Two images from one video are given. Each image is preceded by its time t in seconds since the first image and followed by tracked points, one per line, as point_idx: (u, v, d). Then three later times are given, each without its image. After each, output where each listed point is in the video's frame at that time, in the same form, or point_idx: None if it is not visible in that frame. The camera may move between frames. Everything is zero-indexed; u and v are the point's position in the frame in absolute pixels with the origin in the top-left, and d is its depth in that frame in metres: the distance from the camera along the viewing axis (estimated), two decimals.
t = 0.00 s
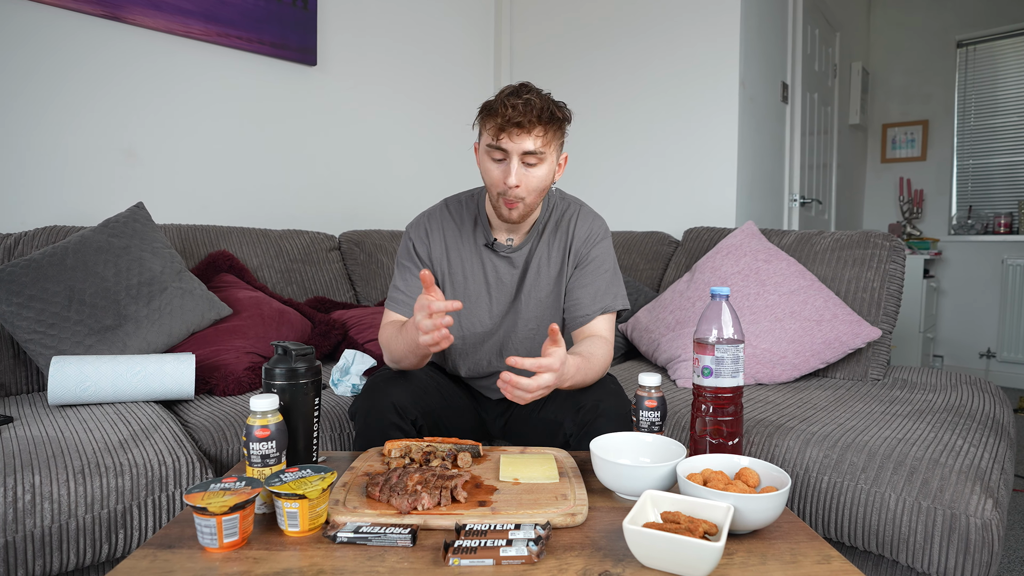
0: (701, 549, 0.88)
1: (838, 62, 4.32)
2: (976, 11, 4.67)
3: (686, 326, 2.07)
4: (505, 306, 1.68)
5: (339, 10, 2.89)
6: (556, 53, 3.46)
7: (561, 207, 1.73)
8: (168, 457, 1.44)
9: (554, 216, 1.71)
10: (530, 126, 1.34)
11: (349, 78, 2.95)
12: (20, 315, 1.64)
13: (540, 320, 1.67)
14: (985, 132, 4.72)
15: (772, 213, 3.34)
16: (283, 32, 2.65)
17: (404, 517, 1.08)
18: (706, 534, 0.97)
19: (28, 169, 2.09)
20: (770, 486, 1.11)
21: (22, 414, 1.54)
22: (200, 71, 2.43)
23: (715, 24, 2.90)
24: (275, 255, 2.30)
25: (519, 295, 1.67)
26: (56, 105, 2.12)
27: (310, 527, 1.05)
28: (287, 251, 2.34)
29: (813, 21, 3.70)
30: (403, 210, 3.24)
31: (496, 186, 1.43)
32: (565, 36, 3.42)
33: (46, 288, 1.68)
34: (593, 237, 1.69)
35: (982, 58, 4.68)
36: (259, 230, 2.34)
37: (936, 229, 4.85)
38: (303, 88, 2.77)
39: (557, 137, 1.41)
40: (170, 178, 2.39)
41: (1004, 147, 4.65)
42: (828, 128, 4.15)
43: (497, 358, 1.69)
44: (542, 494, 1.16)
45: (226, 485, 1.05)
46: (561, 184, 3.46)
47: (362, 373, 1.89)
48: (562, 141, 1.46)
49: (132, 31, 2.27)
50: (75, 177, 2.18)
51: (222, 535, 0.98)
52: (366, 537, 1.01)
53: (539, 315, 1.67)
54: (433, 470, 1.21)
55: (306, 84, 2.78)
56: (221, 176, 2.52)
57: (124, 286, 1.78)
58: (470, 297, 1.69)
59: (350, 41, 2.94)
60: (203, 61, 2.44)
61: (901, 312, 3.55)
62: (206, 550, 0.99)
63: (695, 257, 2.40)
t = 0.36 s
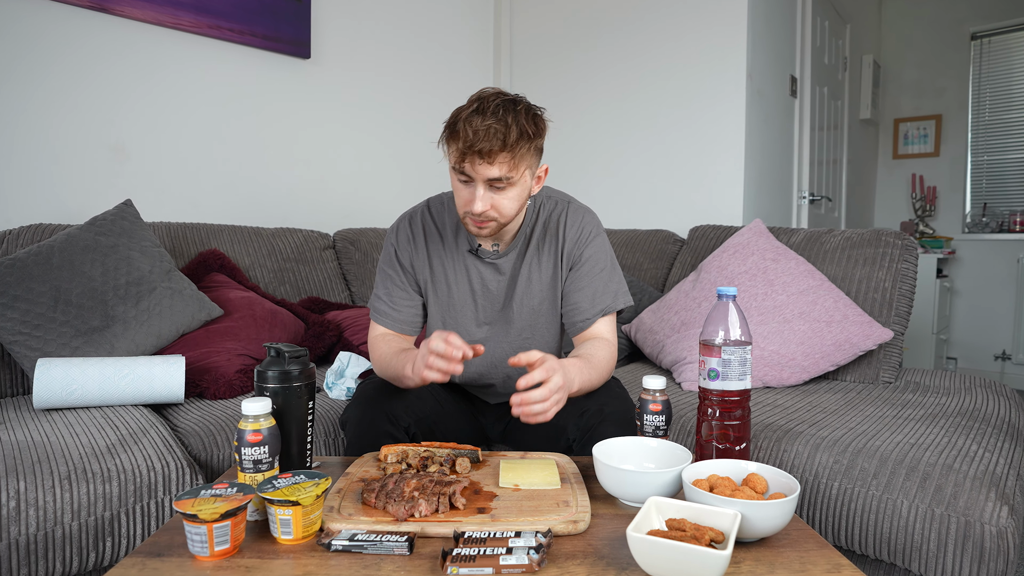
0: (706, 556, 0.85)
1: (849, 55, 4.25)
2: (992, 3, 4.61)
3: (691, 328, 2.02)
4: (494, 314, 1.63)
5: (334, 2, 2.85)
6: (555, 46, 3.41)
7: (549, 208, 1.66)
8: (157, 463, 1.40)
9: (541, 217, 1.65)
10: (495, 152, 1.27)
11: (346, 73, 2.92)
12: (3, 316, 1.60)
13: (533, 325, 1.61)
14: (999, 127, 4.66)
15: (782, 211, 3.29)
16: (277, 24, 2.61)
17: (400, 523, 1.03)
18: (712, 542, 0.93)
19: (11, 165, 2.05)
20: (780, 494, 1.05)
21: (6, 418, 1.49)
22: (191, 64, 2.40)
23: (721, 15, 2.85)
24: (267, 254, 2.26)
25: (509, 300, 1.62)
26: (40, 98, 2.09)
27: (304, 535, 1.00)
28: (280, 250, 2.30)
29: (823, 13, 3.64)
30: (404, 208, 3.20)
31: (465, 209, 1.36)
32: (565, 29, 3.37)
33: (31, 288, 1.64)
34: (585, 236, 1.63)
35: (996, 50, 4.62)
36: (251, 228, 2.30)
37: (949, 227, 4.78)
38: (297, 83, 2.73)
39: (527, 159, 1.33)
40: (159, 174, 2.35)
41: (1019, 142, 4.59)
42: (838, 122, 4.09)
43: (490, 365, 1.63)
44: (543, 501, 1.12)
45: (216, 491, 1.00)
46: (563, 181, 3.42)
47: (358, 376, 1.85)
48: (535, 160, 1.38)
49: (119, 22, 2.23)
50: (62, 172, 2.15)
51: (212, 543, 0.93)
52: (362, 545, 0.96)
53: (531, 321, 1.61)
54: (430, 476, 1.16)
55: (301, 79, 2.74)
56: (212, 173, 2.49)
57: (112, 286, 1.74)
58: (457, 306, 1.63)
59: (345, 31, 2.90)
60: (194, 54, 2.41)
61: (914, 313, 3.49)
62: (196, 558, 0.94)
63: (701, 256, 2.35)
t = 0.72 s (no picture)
0: None
1: (903, 35, 4.06)
2: None
3: (733, 332, 1.89)
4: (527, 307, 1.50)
5: None
6: (583, 32, 3.27)
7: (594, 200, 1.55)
8: (153, 478, 1.28)
9: (585, 208, 1.53)
10: (565, 83, 1.31)
11: (361, 60, 2.81)
12: None
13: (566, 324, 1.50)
14: None
15: (829, 206, 3.12)
16: (283, 2, 2.50)
17: (417, 544, 0.88)
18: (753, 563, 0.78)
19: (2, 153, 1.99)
20: (830, 510, 0.88)
21: None
22: (192, 48, 2.31)
23: None
24: (273, 251, 2.15)
25: (542, 292, 1.50)
26: (33, 84, 2.03)
27: (312, 556, 0.85)
28: (285, 247, 2.19)
29: None
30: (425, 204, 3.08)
31: (523, 149, 1.35)
32: (593, 14, 3.24)
33: (16, 288, 1.56)
34: (628, 239, 1.52)
35: None
36: (255, 223, 2.19)
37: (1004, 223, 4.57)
38: (307, 70, 2.63)
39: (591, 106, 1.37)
40: (155, 163, 2.26)
41: None
42: (892, 109, 3.88)
43: (515, 361, 1.52)
44: (573, 519, 0.94)
45: (217, 507, 0.86)
46: (594, 173, 3.28)
47: (370, 384, 1.73)
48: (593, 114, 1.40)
49: None
50: (57, 163, 2.08)
51: (212, 566, 0.79)
52: (375, 567, 0.82)
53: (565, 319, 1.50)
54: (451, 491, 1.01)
55: (312, 66, 2.64)
56: (216, 163, 2.40)
57: (105, 286, 1.64)
58: (488, 291, 1.52)
59: (359, 14, 2.79)
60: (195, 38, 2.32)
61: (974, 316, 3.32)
62: None
63: (743, 253, 2.20)
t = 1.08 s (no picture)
0: None
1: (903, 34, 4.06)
2: None
3: (733, 333, 1.88)
4: (533, 316, 1.49)
5: None
6: (584, 31, 3.27)
7: (591, 210, 1.55)
8: (152, 478, 1.28)
9: (584, 219, 1.53)
10: (575, 126, 1.22)
11: (360, 59, 2.80)
12: None
13: (571, 332, 1.50)
14: None
15: (830, 205, 3.12)
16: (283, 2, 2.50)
17: (417, 544, 0.87)
18: (755, 565, 0.78)
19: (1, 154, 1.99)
20: (830, 510, 0.88)
21: None
22: (191, 48, 2.30)
23: None
24: (273, 251, 2.15)
25: (545, 301, 1.49)
26: (31, 82, 2.02)
27: (312, 556, 0.85)
28: (285, 247, 2.18)
29: None
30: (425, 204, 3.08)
31: (532, 188, 1.30)
32: (593, 13, 3.24)
33: (15, 288, 1.56)
34: (627, 242, 1.53)
35: None
36: (254, 223, 2.19)
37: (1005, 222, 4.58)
38: (307, 69, 2.63)
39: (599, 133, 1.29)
40: (155, 163, 2.26)
41: None
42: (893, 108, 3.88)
43: (520, 375, 1.50)
44: (574, 519, 0.94)
45: (216, 507, 0.85)
46: (594, 173, 3.27)
47: (370, 384, 1.73)
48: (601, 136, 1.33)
49: None
50: (56, 162, 2.08)
51: (211, 566, 0.79)
52: (374, 568, 0.82)
53: (570, 327, 1.50)
54: (450, 492, 1.00)
55: (311, 65, 2.64)
56: (215, 162, 2.39)
57: (104, 286, 1.64)
58: (492, 304, 1.50)
59: (357, 12, 2.78)
60: (195, 37, 2.31)
61: (975, 315, 3.32)
62: None
63: (744, 253, 2.20)
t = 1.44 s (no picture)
0: None
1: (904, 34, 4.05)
2: None
3: (733, 333, 1.88)
4: (524, 319, 1.49)
5: None
6: (584, 31, 3.27)
7: (583, 208, 1.52)
8: (151, 479, 1.27)
9: (577, 217, 1.51)
10: (550, 138, 1.16)
11: (360, 58, 2.80)
12: None
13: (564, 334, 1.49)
14: None
15: (830, 205, 3.12)
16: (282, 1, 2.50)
17: (417, 544, 0.87)
18: (756, 565, 0.78)
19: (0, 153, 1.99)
20: (831, 511, 0.87)
21: None
22: (190, 47, 2.30)
23: None
24: (272, 251, 2.15)
25: (538, 304, 1.48)
26: (29, 82, 2.02)
27: (312, 557, 0.85)
28: (285, 247, 2.18)
29: None
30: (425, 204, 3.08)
31: (509, 197, 1.26)
32: (593, 13, 3.23)
33: (15, 288, 1.55)
34: (622, 239, 1.50)
35: None
36: (254, 223, 2.19)
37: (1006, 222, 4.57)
38: (307, 68, 2.62)
39: (579, 143, 1.23)
40: (155, 163, 2.26)
41: None
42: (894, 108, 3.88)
43: (515, 377, 1.50)
44: (574, 519, 0.94)
45: (216, 508, 0.85)
46: (594, 172, 3.27)
47: (369, 384, 1.72)
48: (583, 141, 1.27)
49: None
50: (53, 161, 2.08)
51: (211, 567, 0.78)
52: (374, 568, 0.82)
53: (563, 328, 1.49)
54: (450, 492, 1.00)
55: (311, 65, 2.64)
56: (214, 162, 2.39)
57: (103, 286, 1.64)
58: (483, 307, 1.49)
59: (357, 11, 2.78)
60: (194, 36, 2.31)
61: (975, 315, 3.32)
62: None
63: (744, 253, 2.20)
